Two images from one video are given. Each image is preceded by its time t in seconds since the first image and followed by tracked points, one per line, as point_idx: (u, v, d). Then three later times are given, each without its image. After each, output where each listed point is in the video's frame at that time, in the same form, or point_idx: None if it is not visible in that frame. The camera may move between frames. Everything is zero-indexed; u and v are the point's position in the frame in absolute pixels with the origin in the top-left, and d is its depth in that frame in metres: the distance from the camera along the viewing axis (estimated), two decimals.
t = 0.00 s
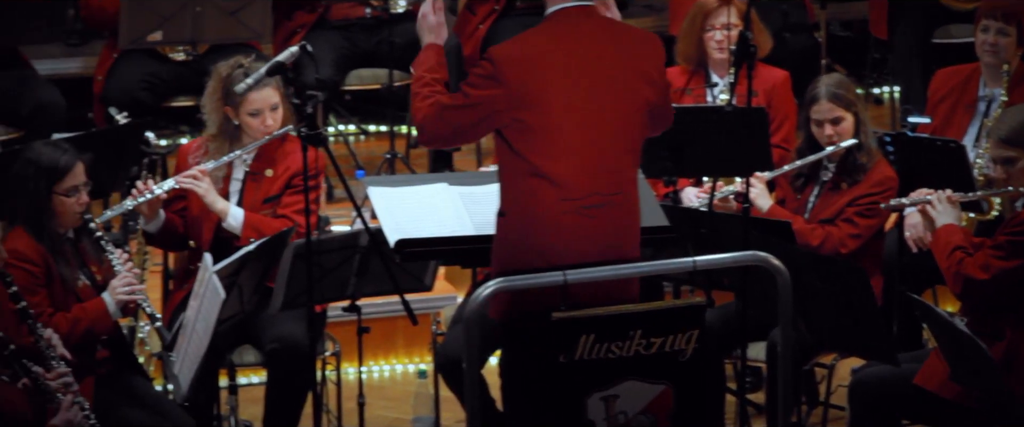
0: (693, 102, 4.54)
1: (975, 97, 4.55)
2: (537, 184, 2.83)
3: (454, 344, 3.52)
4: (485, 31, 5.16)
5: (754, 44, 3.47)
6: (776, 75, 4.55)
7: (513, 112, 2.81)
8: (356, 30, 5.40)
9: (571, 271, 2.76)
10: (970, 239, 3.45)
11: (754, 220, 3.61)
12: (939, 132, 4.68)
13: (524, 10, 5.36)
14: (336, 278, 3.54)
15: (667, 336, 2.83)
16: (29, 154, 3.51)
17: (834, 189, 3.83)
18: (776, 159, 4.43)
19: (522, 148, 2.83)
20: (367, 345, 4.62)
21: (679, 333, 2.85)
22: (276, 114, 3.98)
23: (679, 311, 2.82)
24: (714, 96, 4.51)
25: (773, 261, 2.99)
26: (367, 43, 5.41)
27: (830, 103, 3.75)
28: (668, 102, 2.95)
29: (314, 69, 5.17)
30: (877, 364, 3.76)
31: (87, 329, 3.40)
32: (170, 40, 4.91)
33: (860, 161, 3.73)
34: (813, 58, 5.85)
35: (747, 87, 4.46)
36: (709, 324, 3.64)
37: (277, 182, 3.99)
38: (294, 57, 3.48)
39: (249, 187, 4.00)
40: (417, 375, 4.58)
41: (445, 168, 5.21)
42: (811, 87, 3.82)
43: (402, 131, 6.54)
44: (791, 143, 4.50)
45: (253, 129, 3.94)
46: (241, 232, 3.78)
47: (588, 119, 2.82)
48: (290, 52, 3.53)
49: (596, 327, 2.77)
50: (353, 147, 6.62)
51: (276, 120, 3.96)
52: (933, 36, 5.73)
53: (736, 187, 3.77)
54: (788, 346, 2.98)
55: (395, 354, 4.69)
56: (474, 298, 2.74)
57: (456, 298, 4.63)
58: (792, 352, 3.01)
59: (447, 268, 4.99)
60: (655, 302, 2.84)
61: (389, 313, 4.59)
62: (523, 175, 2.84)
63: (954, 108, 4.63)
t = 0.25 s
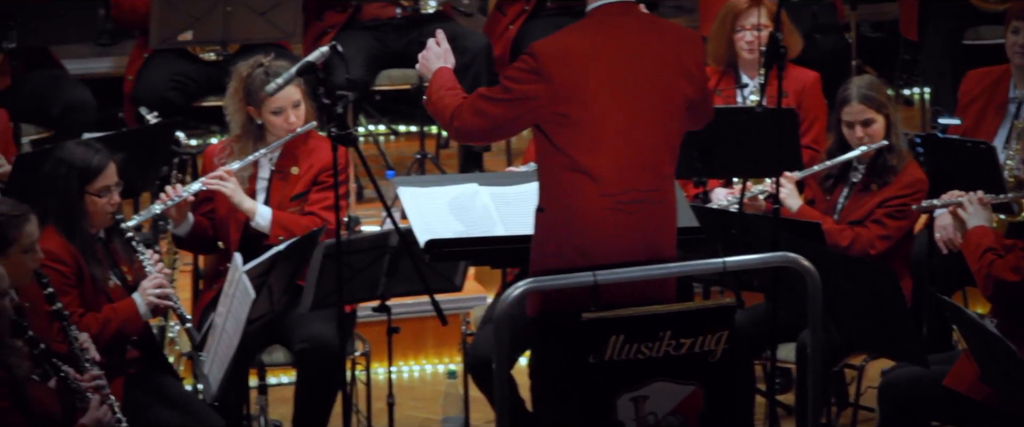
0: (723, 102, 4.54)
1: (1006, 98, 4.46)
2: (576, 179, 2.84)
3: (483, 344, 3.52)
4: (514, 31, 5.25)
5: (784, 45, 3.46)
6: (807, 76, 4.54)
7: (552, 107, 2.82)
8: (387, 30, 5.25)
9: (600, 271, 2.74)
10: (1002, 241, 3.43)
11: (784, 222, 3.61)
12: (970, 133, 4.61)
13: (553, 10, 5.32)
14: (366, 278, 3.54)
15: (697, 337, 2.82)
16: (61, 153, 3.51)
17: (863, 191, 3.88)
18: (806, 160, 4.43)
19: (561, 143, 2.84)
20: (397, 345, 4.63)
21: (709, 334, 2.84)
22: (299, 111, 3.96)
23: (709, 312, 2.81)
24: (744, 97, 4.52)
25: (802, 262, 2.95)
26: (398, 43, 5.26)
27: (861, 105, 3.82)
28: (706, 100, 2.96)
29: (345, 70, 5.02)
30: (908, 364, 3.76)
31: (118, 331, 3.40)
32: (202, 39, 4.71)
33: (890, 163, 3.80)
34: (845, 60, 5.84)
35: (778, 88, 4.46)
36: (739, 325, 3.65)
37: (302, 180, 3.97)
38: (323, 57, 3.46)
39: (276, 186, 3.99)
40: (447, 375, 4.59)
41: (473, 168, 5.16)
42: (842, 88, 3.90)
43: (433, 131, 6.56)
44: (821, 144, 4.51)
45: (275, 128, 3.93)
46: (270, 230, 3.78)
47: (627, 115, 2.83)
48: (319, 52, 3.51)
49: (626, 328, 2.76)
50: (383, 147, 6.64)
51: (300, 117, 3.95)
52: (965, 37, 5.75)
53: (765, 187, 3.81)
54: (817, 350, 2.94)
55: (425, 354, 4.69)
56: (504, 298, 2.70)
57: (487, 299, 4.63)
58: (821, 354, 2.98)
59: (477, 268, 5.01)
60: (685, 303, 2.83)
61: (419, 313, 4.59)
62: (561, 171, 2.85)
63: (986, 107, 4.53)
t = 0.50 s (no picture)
0: (755, 103, 4.55)
1: None
2: (610, 176, 2.84)
3: (515, 345, 3.52)
4: (547, 32, 5.25)
5: (817, 46, 3.45)
6: (840, 77, 4.54)
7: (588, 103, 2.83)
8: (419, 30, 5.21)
9: (632, 272, 2.76)
10: None
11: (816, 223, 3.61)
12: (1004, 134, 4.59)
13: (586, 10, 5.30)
14: (399, 278, 3.54)
15: (729, 338, 2.82)
16: (94, 153, 3.53)
17: (896, 194, 3.97)
18: (839, 162, 4.43)
19: (596, 140, 2.84)
20: (429, 346, 4.64)
21: (740, 335, 2.84)
22: (327, 107, 3.96)
23: (740, 313, 2.81)
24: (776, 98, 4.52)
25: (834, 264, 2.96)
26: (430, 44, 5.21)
27: (894, 110, 3.87)
28: (742, 100, 2.95)
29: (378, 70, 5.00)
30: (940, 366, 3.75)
31: (150, 329, 3.40)
32: (234, 39, 4.66)
33: (924, 167, 3.86)
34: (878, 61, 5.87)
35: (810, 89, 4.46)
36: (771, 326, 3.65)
37: (332, 176, 3.97)
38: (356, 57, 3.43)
39: (306, 183, 3.99)
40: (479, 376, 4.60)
41: (505, 169, 5.14)
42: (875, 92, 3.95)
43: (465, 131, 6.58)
44: (853, 145, 4.50)
45: (303, 124, 3.93)
46: (301, 226, 3.78)
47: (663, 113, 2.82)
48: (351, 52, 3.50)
49: (658, 329, 2.77)
50: (415, 147, 6.65)
51: (327, 114, 3.94)
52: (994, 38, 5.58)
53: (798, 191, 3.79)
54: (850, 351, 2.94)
55: (457, 354, 4.70)
56: (537, 298, 2.71)
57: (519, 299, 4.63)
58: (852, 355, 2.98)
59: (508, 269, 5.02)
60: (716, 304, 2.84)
61: (451, 314, 4.60)
62: (595, 167, 2.85)
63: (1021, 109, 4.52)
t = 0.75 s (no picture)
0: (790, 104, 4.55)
1: None
2: (641, 171, 2.82)
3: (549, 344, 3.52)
4: (582, 32, 5.16)
5: (851, 47, 3.45)
6: (875, 78, 4.53)
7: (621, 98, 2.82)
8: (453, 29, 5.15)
9: (665, 272, 2.74)
10: None
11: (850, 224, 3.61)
12: None
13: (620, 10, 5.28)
14: (433, 278, 3.54)
15: (763, 338, 2.81)
16: (127, 152, 3.54)
17: (932, 198, 4.00)
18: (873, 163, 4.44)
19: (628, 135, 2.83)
20: (462, 346, 4.67)
21: (775, 335, 2.83)
22: (361, 101, 3.95)
23: (775, 313, 2.80)
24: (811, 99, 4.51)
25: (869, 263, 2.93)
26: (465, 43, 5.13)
27: (932, 115, 3.92)
28: (780, 105, 2.92)
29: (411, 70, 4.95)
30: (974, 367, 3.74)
31: (183, 329, 3.40)
32: (269, 39, 4.67)
33: (961, 170, 3.88)
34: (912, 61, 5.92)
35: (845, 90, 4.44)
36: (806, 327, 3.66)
37: (366, 172, 3.98)
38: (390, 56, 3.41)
39: (340, 178, 4.00)
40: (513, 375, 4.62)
41: (540, 169, 5.12)
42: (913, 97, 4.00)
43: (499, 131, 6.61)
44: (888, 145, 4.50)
45: (338, 119, 3.93)
46: (336, 218, 3.79)
47: (696, 111, 2.80)
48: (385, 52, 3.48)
49: (692, 329, 2.76)
50: (449, 147, 6.67)
51: (362, 108, 3.93)
52: None
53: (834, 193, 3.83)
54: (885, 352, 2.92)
55: (490, 354, 4.73)
56: (571, 298, 2.71)
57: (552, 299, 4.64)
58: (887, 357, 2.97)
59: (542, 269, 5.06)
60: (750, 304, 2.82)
61: (484, 313, 4.61)
62: (627, 162, 2.84)
63: None
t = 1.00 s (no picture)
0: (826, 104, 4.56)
1: None
2: (673, 170, 2.80)
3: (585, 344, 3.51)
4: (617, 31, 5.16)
5: (888, 48, 3.45)
6: (910, 78, 4.54)
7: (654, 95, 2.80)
8: (486, 28, 5.15)
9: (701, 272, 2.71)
10: None
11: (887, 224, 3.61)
12: None
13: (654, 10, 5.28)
14: (468, 277, 3.55)
15: (798, 339, 2.78)
16: (162, 152, 3.55)
17: (967, 199, 4.07)
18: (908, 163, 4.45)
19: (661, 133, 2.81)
20: (497, 345, 4.70)
21: (810, 336, 2.80)
22: (400, 97, 3.95)
23: (809, 313, 2.77)
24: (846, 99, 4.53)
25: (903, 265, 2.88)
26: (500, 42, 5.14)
27: (970, 116, 3.98)
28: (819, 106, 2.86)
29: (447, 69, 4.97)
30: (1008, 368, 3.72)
31: (217, 327, 3.39)
32: (304, 37, 4.68)
33: (998, 172, 3.96)
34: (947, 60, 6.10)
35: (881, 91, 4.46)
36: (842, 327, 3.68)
37: (404, 170, 3.99)
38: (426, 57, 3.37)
39: (377, 176, 4.01)
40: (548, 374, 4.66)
41: (575, 169, 5.11)
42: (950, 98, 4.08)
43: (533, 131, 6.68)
44: (924, 146, 4.51)
45: (376, 114, 3.93)
46: (373, 212, 3.80)
47: (728, 110, 2.77)
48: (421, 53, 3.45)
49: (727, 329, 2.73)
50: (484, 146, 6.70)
51: (400, 103, 3.93)
52: None
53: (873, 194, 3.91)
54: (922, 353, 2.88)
55: (525, 354, 4.76)
56: (606, 298, 2.69)
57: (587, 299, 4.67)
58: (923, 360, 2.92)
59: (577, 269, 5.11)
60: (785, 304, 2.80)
61: (518, 313, 4.65)
62: (659, 160, 2.82)
63: None
